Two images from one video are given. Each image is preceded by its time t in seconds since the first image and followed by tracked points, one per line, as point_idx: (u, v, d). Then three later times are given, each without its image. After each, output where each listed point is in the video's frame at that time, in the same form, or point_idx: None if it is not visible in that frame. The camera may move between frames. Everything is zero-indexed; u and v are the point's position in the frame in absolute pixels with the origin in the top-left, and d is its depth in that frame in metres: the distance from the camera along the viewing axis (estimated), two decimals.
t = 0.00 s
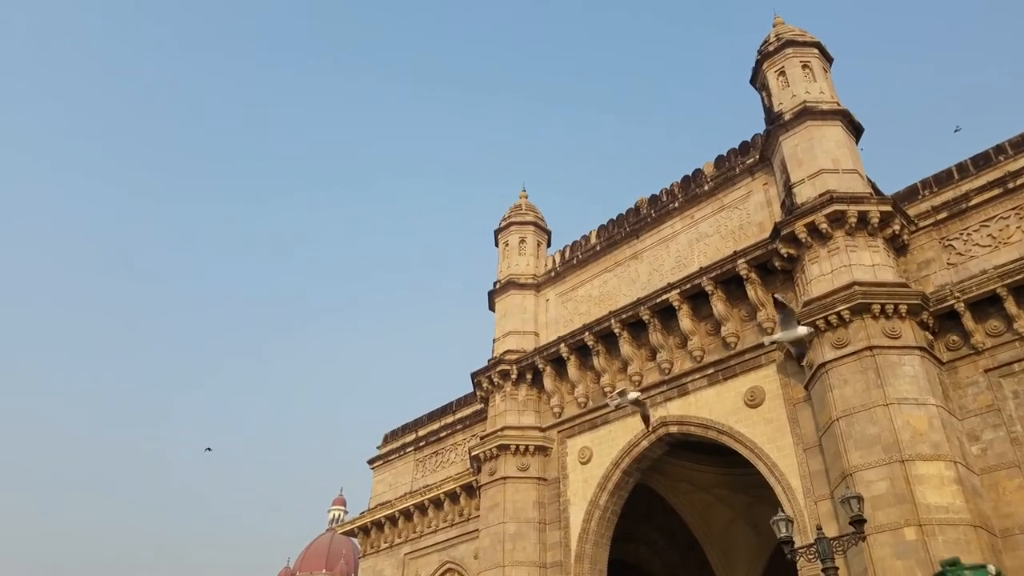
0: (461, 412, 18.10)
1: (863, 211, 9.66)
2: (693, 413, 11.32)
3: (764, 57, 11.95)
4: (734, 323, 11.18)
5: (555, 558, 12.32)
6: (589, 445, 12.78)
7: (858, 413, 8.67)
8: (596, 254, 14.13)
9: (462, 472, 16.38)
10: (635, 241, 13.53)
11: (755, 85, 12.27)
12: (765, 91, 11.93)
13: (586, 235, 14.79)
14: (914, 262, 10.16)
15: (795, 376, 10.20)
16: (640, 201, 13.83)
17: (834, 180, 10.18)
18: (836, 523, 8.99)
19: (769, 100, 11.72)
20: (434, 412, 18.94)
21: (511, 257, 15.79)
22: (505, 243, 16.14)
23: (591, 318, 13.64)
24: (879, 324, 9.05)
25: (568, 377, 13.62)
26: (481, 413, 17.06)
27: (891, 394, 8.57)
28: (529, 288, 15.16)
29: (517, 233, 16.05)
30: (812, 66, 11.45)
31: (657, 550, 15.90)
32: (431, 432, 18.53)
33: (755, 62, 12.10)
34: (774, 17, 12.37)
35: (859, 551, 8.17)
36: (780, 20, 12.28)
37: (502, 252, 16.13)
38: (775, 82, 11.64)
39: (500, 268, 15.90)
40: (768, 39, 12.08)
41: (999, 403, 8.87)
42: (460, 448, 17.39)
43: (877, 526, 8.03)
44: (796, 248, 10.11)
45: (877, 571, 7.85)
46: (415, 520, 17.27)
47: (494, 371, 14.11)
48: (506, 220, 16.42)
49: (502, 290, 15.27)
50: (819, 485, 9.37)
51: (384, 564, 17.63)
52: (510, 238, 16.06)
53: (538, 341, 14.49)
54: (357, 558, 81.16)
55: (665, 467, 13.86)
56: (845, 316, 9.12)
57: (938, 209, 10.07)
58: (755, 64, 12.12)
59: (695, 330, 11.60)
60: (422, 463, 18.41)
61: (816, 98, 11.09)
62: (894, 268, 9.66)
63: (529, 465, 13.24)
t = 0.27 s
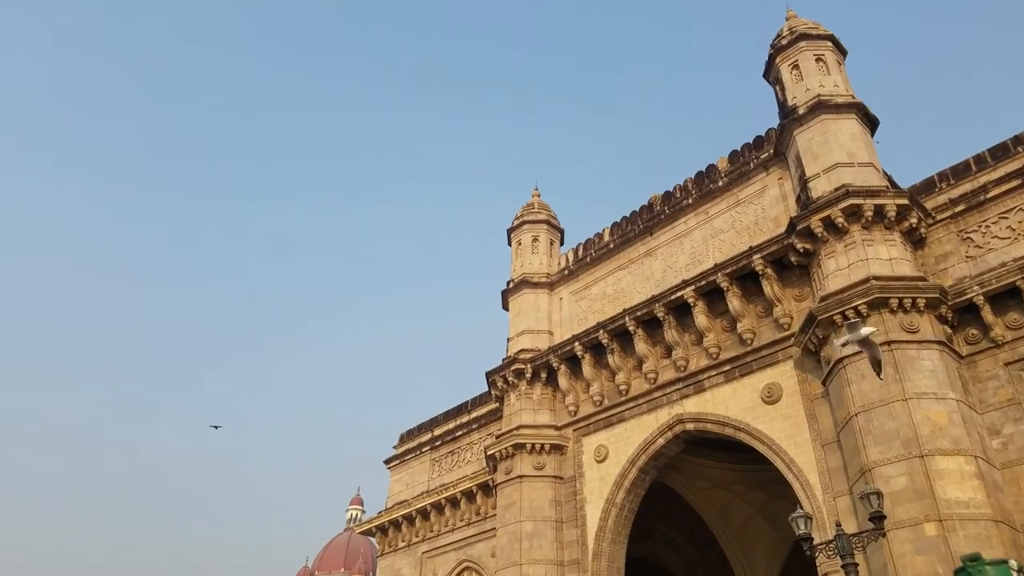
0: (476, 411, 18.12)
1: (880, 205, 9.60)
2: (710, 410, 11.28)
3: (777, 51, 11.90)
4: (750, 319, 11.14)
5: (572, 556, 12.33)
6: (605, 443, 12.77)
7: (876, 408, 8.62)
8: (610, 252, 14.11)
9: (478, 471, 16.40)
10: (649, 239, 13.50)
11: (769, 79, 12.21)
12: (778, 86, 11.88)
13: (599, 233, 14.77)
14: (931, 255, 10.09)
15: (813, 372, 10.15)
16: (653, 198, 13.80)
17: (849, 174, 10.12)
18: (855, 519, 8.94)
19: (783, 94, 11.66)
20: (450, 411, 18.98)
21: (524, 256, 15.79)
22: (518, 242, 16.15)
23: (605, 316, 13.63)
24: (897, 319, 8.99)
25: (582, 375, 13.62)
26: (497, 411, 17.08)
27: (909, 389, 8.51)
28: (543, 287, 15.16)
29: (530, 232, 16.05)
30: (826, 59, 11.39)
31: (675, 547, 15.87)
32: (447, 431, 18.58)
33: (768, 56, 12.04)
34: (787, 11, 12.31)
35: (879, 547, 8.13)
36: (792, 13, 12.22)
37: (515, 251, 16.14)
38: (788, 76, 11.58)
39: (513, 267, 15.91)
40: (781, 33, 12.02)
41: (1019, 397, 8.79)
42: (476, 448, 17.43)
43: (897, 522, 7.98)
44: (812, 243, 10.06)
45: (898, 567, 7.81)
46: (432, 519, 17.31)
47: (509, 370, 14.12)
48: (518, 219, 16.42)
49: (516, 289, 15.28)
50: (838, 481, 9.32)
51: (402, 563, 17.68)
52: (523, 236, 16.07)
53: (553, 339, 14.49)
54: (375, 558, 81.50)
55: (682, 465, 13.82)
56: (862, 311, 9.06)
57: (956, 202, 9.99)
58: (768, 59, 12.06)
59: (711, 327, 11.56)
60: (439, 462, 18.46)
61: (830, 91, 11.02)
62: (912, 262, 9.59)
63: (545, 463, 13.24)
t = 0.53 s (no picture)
0: (491, 406, 18.17)
1: (896, 194, 9.54)
2: (726, 403, 11.27)
3: (790, 41, 11.83)
4: (766, 312, 11.10)
5: (589, 550, 12.36)
6: (621, 437, 12.77)
7: (894, 399, 8.58)
8: (623, 246, 14.10)
9: (494, 466, 16.46)
10: (662, 232, 13.48)
11: (782, 70, 12.15)
12: (792, 75, 11.82)
13: (612, 227, 14.76)
14: (949, 245, 10.01)
15: (829, 364, 10.11)
16: (666, 190, 13.77)
17: (865, 164, 10.06)
18: (873, 511, 8.91)
19: (797, 84, 11.60)
20: (464, 407, 19.04)
21: (537, 251, 15.81)
22: (530, 237, 16.17)
23: (619, 310, 13.62)
24: (914, 309, 8.93)
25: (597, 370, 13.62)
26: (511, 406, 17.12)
27: (927, 380, 8.46)
28: (556, 282, 15.16)
29: (543, 227, 16.06)
30: (840, 48, 11.31)
31: (692, 540, 15.88)
32: (462, 426, 18.64)
33: (782, 46, 11.97)
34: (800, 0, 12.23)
35: (898, 538, 8.10)
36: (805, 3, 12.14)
37: (527, 246, 16.16)
38: (802, 66, 11.52)
39: (526, 262, 15.93)
40: (794, 22, 11.95)
41: None
42: (491, 443, 17.48)
43: (915, 513, 7.95)
44: (828, 234, 10.01)
45: (916, 558, 7.78)
46: (449, 514, 17.39)
47: (523, 365, 14.15)
48: (531, 213, 16.43)
49: (529, 284, 15.30)
50: (855, 473, 9.29)
51: (419, 557, 17.78)
52: (536, 232, 16.08)
53: (566, 334, 14.50)
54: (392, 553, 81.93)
55: (698, 458, 13.81)
56: (879, 301, 9.01)
57: (973, 190, 9.91)
58: (781, 49, 12.00)
59: (726, 320, 11.54)
60: (454, 457, 18.53)
61: (845, 80, 10.95)
62: (929, 252, 9.52)
63: (560, 458, 13.27)
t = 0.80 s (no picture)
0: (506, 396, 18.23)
1: (913, 178, 9.47)
2: (742, 391, 11.26)
3: (805, 25, 11.74)
4: (782, 299, 11.06)
5: (605, 538, 12.40)
6: (636, 426, 12.80)
7: (912, 385, 8.55)
8: (637, 234, 14.08)
9: (510, 455, 16.53)
10: (677, 219, 13.44)
11: (797, 54, 12.06)
12: (807, 59, 11.73)
13: (625, 215, 14.73)
14: (968, 229, 9.94)
15: (846, 350, 10.08)
16: (680, 177, 13.73)
17: (882, 148, 9.99)
18: (891, 497, 8.89)
19: (812, 68, 11.52)
20: (479, 397, 19.11)
21: (550, 240, 15.81)
22: (544, 226, 16.17)
23: (634, 299, 13.62)
24: (932, 294, 8.88)
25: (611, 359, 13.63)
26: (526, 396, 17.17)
27: (946, 365, 8.42)
28: (570, 271, 15.17)
29: (556, 216, 16.05)
30: (856, 31, 11.22)
31: (708, 528, 15.91)
32: (477, 416, 18.71)
33: (796, 30, 11.89)
34: None
35: (916, 524, 8.08)
36: None
37: (541, 236, 16.16)
38: (817, 50, 11.44)
39: (539, 252, 15.94)
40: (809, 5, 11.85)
41: None
42: (506, 432, 17.55)
43: (933, 499, 7.93)
44: (844, 219, 9.96)
45: (935, 544, 7.77)
46: (465, 503, 17.50)
47: (537, 355, 14.18)
48: (544, 203, 16.42)
49: (543, 274, 15.31)
50: (873, 459, 9.27)
51: (436, 546, 17.90)
52: (549, 221, 16.07)
53: (581, 324, 14.52)
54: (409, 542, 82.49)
55: (714, 446, 13.81)
56: (896, 287, 8.97)
57: (992, 174, 9.82)
58: (796, 32, 11.91)
59: (742, 308, 11.51)
60: (470, 447, 18.62)
61: (860, 64, 10.87)
62: (947, 237, 9.46)
63: (576, 447, 13.31)
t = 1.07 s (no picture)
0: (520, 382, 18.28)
1: (931, 158, 9.37)
2: (758, 375, 11.23)
3: (821, 4, 11.61)
4: (799, 282, 11.00)
5: (621, 522, 12.45)
6: (651, 411, 12.80)
7: (930, 367, 8.50)
8: (651, 218, 14.03)
9: (525, 441, 16.59)
10: (691, 203, 13.38)
11: (813, 34, 11.93)
12: (823, 40, 11.61)
13: (639, 199, 14.67)
14: (987, 210, 9.84)
15: (864, 333, 10.02)
16: (695, 161, 13.65)
17: (899, 128, 9.88)
18: (909, 480, 8.86)
19: (828, 48, 11.40)
20: (494, 383, 19.17)
21: (563, 226, 15.78)
22: (557, 212, 16.14)
23: (648, 284, 13.59)
24: (951, 276, 8.81)
25: (626, 344, 13.63)
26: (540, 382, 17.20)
27: (964, 347, 8.37)
28: (583, 257, 15.14)
29: (569, 202, 16.02)
30: (872, 10, 11.08)
31: (725, 512, 15.93)
32: (492, 402, 18.78)
33: (812, 10, 11.76)
34: None
35: (934, 507, 8.06)
36: None
37: (554, 222, 16.14)
38: (833, 30, 11.31)
39: (553, 238, 15.93)
40: None
41: None
42: (521, 418, 17.61)
43: (951, 482, 7.90)
44: (861, 201, 9.88)
45: (953, 527, 7.74)
46: (481, 488, 17.60)
47: (551, 341, 14.19)
48: (557, 189, 16.38)
49: (557, 260, 15.31)
50: (890, 442, 9.23)
51: (453, 530, 18.03)
52: (562, 207, 16.04)
53: (595, 309, 14.50)
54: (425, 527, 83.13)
55: (730, 430, 13.80)
56: (914, 269, 8.90)
57: (1012, 153, 9.70)
58: (812, 12, 11.78)
59: (758, 292, 11.46)
60: (485, 433, 18.70)
61: (877, 43, 10.74)
62: (966, 218, 9.36)
63: (591, 432, 13.33)
